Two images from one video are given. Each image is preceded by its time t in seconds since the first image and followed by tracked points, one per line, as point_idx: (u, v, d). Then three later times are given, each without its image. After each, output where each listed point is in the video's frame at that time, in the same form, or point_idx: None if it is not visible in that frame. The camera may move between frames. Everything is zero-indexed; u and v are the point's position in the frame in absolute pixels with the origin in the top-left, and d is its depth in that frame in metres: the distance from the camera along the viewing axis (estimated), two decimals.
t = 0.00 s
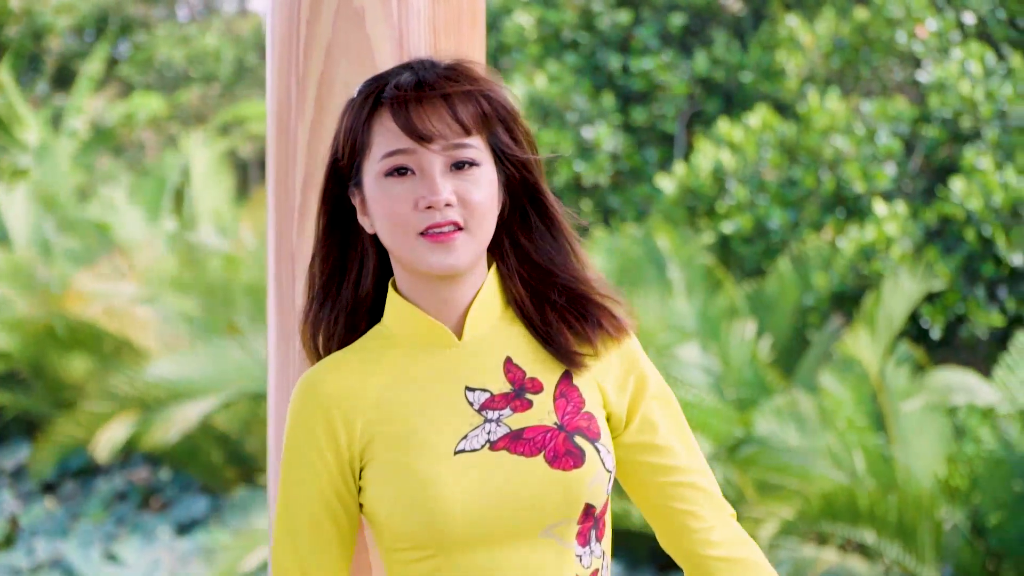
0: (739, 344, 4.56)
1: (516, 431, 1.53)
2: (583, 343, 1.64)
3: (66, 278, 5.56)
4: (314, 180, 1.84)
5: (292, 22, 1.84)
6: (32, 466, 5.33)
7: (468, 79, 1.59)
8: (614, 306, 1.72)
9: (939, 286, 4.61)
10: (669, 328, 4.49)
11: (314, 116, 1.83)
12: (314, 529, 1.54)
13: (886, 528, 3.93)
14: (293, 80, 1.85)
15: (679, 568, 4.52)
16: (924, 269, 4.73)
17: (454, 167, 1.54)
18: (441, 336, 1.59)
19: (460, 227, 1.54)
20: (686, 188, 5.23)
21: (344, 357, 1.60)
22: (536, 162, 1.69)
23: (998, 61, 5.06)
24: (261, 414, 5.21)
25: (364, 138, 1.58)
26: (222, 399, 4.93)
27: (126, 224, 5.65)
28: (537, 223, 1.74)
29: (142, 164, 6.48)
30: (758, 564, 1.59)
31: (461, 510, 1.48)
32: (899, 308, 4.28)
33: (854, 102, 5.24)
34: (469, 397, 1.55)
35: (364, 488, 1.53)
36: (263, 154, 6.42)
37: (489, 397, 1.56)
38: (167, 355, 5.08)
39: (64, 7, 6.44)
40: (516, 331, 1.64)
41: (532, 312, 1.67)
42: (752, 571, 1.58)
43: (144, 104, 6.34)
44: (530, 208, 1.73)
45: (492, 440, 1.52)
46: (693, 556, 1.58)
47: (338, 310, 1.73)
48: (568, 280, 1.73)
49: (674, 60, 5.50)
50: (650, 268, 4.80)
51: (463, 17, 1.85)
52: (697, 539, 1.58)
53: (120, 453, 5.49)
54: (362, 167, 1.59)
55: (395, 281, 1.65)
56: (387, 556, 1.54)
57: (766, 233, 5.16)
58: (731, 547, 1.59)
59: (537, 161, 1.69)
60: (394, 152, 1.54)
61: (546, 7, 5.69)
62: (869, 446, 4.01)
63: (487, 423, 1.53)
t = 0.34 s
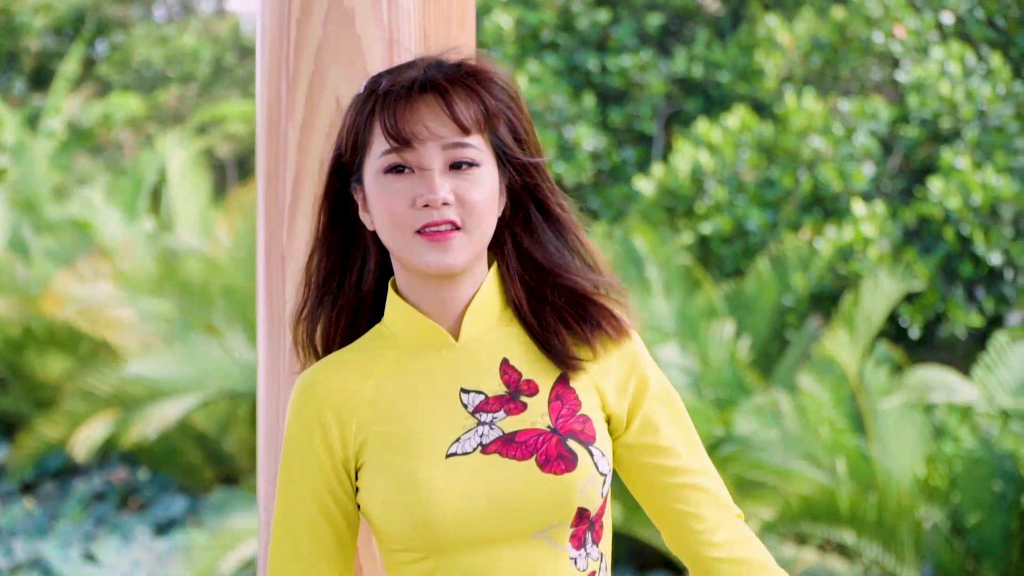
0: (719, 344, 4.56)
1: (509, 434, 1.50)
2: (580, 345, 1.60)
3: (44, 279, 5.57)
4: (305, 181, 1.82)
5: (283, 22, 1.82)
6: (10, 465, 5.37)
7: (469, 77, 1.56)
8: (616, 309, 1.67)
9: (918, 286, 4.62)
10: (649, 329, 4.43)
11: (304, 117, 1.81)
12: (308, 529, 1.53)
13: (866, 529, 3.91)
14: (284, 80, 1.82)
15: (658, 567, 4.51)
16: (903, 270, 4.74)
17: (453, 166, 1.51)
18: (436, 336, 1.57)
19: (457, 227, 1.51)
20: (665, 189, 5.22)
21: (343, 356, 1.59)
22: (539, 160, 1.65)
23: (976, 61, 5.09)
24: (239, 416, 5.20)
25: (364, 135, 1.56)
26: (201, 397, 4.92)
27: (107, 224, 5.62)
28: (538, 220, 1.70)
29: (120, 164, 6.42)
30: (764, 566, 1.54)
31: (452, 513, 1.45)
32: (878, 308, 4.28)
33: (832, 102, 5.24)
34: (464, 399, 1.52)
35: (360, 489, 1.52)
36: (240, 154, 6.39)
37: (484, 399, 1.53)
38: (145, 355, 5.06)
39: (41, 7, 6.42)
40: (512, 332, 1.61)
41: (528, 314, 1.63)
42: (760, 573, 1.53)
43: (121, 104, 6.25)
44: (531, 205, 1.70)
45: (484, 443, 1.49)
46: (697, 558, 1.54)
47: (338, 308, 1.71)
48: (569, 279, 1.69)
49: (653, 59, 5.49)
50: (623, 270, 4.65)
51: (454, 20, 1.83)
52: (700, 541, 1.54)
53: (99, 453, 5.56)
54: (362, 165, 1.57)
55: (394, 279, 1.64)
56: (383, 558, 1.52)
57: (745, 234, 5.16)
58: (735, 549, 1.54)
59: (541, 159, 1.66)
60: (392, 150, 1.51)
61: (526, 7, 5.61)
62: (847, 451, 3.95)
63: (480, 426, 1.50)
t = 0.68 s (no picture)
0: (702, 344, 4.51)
1: (502, 438, 1.45)
2: (577, 349, 1.54)
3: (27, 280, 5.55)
4: (298, 181, 1.74)
5: (275, 21, 1.74)
6: None
7: (473, 79, 1.52)
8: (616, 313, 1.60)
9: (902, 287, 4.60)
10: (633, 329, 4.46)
11: (298, 118, 1.73)
12: (298, 530, 1.49)
13: (850, 528, 3.88)
14: (276, 80, 1.74)
15: (642, 567, 4.48)
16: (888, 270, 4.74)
17: (453, 165, 1.47)
18: (431, 337, 1.52)
19: (455, 227, 1.47)
20: (649, 189, 5.20)
21: (341, 356, 1.54)
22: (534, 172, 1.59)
23: (961, 61, 5.09)
24: (223, 416, 5.23)
25: (364, 131, 1.52)
26: (186, 396, 4.92)
27: (90, 224, 5.53)
28: (537, 222, 1.63)
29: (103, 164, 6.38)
30: (769, 571, 1.45)
31: (441, 517, 1.41)
32: (862, 309, 4.28)
33: (816, 101, 5.27)
34: (459, 402, 1.47)
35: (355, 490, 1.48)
36: (224, 155, 6.35)
37: (478, 401, 1.48)
38: (131, 356, 5.06)
39: (23, 7, 6.37)
40: (509, 333, 1.55)
41: (524, 316, 1.56)
42: None
43: (103, 105, 6.22)
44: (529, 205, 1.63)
45: (477, 446, 1.44)
46: (699, 562, 1.46)
47: (339, 306, 1.66)
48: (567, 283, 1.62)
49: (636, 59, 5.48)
50: (610, 268, 4.65)
51: (448, 19, 1.75)
52: (701, 544, 1.46)
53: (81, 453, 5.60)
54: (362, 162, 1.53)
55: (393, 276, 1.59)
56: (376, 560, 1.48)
57: (729, 234, 5.15)
58: (739, 553, 1.45)
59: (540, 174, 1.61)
60: (392, 147, 1.47)
61: (510, 7, 5.60)
62: (835, 453, 3.95)
63: (473, 429, 1.45)
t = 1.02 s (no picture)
0: (683, 346, 4.46)
1: (495, 440, 1.42)
2: (572, 350, 1.50)
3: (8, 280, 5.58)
4: (293, 184, 1.67)
5: (269, 20, 1.66)
6: None
7: (478, 80, 1.50)
8: (615, 314, 1.56)
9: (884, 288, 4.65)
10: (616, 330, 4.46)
11: (292, 123, 1.66)
12: (297, 529, 1.48)
13: (833, 529, 3.86)
14: (270, 82, 1.67)
15: (625, 568, 4.46)
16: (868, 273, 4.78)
17: (452, 166, 1.45)
18: (428, 338, 1.50)
19: (454, 228, 1.44)
20: (630, 190, 5.18)
21: (342, 357, 1.53)
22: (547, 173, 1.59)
23: (944, 61, 5.10)
24: (205, 415, 5.28)
25: (364, 131, 1.51)
26: (168, 395, 4.97)
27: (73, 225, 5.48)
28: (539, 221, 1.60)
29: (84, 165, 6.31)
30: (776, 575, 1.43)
31: (433, 519, 1.39)
32: (844, 310, 4.26)
33: (799, 102, 5.31)
34: (453, 403, 1.45)
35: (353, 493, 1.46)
36: (205, 156, 6.32)
37: (472, 403, 1.45)
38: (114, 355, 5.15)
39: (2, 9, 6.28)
40: (506, 334, 1.52)
41: (521, 318, 1.53)
42: None
43: (85, 104, 6.21)
44: (530, 205, 1.60)
45: (469, 449, 1.41)
46: (704, 565, 1.43)
47: (345, 307, 1.63)
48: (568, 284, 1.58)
49: (615, 60, 5.46)
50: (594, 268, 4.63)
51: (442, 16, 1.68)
52: (705, 547, 1.43)
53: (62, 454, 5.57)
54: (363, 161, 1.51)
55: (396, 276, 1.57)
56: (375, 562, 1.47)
57: (711, 235, 5.15)
58: (744, 556, 1.43)
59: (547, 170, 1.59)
60: (391, 146, 1.46)
61: (491, 8, 5.58)
62: (816, 453, 3.93)
63: (467, 431, 1.43)
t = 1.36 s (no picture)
0: (667, 345, 4.34)
1: (491, 441, 1.42)
2: (570, 350, 1.49)
3: None
4: (287, 186, 1.71)
5: (265, 23, 1.70)
6: None
7: (467, 78, 1.50)
8: (614, 313, 1.56)
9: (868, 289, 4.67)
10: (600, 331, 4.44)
11: (286, 124, 1.70)
12: (298, 531, 1.48)
13: (818, 530, 3.83)
14: (265, 83, 1.71)
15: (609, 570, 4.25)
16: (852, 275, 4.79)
17: (443, 165, 1.45)
18: (427, 339, 1.50)
19: (447, 226, 1.44)
20: (613, 190, 5.16)
21: (342, 358, 1.54)
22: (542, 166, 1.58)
23: (927, 62, 5.11)
24: (188, 416, 5.29)
25: (359, 133, 1.51)
26: (151, 395, 4.98)
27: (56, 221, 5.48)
28: (540, 218, 1.59)
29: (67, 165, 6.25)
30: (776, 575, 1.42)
31: (429, 519, 1.39)
32: (827, 311, 4.25)
33: (782, 103, 5.32)
34: (452, 404, 1.45)
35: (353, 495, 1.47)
36: (187, 156, 6.28)
37: (470, 404, 1.45)
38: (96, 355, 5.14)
39: None
40: (507, 334, 1.52)
41: (522, 319, 1.53)
42: None
43: (68, 104, 6.16)
44: (528, 204, 1.59)
45: (465, 450, 1.42)
46: (705, 566, 1.43)
47: (348, 311, 1.64)
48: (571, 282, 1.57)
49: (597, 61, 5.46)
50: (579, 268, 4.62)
51: (436, 19, 1.72)
52: (706, 548, 1.42)
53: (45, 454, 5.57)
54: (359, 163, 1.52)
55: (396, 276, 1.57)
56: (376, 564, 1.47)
57: (695, 235, 5.15)
58: (744, 556, 1.42)
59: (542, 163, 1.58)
60: (382, 147, 1.46)
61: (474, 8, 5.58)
62: (800, 446, 3.87)
63: (464, 432, 1.43)
